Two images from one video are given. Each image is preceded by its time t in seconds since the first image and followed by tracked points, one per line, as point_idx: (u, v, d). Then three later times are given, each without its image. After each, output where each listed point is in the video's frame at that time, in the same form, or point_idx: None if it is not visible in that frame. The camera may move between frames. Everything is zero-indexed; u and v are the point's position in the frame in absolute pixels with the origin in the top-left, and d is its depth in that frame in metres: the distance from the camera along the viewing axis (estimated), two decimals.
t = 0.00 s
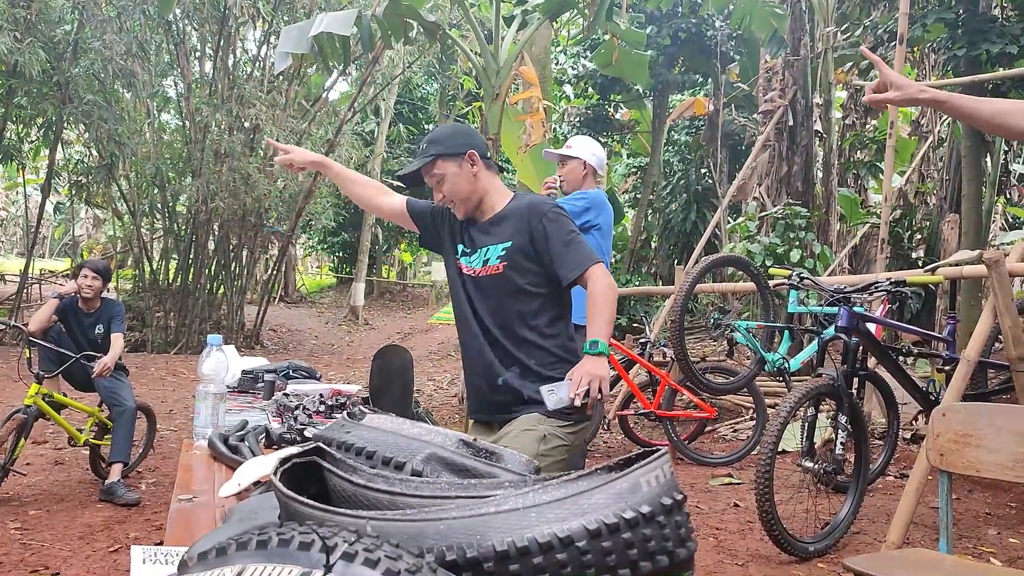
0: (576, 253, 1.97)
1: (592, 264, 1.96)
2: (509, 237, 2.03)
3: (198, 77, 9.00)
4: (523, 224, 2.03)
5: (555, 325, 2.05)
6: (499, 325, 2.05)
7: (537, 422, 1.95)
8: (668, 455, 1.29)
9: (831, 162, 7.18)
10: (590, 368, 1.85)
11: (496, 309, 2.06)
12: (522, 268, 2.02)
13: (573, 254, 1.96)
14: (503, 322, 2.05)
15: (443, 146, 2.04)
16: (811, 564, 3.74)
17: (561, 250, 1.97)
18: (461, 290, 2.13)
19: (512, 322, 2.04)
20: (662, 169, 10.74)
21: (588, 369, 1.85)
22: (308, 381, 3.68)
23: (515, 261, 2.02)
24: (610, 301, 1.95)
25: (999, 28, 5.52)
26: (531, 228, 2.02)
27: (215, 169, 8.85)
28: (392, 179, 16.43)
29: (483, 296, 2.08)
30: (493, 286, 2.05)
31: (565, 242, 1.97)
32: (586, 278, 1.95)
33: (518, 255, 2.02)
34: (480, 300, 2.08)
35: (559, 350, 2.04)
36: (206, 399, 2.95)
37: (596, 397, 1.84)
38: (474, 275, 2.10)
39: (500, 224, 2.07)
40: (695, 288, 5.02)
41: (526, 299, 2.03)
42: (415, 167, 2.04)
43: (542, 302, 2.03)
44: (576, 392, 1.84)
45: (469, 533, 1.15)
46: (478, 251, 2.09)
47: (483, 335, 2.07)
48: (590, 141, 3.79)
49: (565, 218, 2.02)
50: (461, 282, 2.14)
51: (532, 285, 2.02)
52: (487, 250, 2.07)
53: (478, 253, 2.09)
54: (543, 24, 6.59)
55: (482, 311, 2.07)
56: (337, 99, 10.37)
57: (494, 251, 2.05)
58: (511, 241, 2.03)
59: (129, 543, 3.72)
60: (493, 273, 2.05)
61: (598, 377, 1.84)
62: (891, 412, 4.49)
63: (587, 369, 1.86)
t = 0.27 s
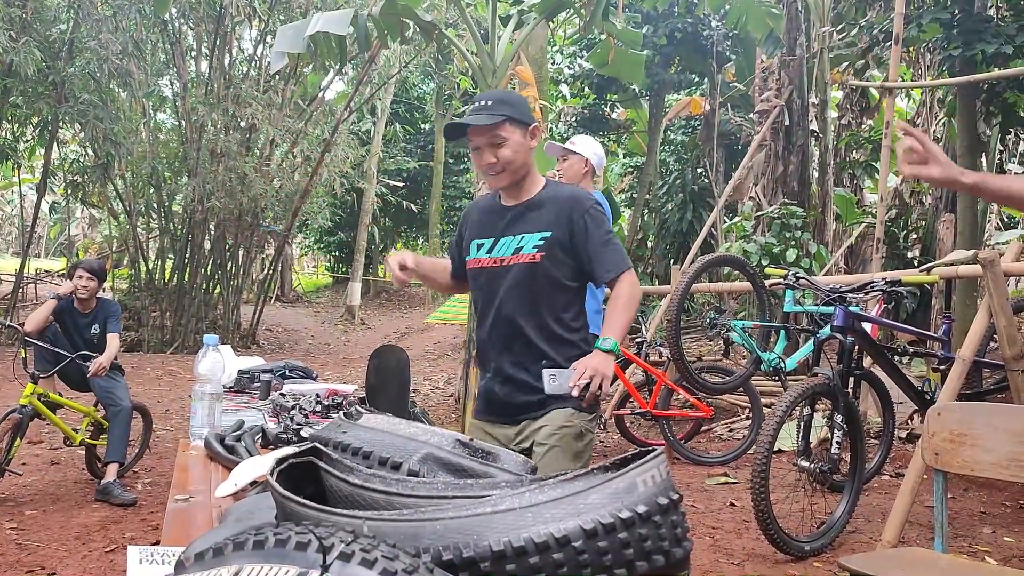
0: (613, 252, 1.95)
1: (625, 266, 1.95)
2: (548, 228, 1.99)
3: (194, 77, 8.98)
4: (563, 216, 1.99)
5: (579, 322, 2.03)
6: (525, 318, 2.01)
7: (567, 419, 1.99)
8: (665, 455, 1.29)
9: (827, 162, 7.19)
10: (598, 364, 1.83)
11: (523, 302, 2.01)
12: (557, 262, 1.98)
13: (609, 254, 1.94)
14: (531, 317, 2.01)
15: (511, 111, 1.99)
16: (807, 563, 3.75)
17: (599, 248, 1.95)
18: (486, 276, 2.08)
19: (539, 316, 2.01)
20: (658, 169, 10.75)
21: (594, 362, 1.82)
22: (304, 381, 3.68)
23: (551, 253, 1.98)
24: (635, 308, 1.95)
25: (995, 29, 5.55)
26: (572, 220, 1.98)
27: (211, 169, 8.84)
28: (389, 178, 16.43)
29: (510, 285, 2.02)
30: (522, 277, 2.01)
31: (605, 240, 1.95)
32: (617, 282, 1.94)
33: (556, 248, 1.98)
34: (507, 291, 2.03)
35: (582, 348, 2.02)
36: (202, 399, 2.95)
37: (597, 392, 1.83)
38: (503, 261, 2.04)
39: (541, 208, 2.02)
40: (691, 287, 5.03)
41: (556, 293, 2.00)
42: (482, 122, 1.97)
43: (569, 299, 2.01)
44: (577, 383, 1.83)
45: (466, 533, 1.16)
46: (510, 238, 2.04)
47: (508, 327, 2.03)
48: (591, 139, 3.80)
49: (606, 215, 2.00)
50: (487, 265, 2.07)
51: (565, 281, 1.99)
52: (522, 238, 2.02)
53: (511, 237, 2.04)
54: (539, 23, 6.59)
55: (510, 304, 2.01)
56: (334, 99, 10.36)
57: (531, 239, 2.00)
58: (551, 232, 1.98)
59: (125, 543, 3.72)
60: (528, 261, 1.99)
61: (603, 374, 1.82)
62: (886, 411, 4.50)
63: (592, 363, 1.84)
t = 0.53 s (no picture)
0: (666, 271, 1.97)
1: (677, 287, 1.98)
2: (608, 245, 1.95)
3: (191, 76, 8.97)
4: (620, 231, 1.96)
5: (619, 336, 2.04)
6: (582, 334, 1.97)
7: (605, 428, 1.99)
8: (660, 455, 1.30)
9: (824, 161, 7.20)
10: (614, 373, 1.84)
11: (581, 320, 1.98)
12: (615, 280, 1.96)
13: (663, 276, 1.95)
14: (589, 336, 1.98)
15: (561, 112, 1.93)
16: (804, 562, 3.76)
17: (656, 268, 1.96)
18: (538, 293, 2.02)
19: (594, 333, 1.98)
20: (655, 169, 10.77)
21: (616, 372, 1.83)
22: (301, 381, 3.67)
23: (610, 272, 1.95)
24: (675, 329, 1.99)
25: (991, 29, 5.57)
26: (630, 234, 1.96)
27: (208, 168, 8.83)
28: (386, 178, 16.44)
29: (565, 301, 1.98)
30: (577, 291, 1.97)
31: (657, 261, 1.96)
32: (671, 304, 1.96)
33: (614, 267, 1.96)
34: (562, 309, 1.98)
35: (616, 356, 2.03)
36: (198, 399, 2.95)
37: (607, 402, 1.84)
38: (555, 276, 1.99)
39: (598, 221, 1.98)
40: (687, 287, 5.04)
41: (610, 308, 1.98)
42: (531, 124, 1.91)
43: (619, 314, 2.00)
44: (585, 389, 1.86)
45: (462, 534, 1.16)
46: (566, 253, 1.98)
47: (567, 348, 1.98)
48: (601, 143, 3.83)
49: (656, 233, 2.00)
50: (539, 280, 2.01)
51: (618, 300, 1.98)
52: (579, 255, 1.97)
53: (565, 251, 1.99)
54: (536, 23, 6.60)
55: (574, 328, 1.97)
56: (331, 98, 10.37)
57: (590, 257, 1.96)
58: (611, 249, 1.95)
59: (122, 543, 3.72)
60: (587, 280, 1.95)
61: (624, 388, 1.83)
62: (882, 410, 4.51)
63: (608, 371, 1.85)
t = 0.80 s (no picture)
0: (672, 245, 1.84)
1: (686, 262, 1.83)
2: (608, 218, 1.93)
3: (189, 77, 8.96)
4: (618, 206, 1.92)
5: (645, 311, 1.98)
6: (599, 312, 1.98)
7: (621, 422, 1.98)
8: (654, 458, 1.29)
9: (822, 162, 7.19)
10: (588, 353, 1.78)
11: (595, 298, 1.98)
12: (620, 253, 1.93)
13: (667, 249, 1.84)
14: (602, 310, 1.98)
15: (539, 93, 1.97)
16: (801, 563, 3.75)
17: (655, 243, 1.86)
18: (553, 271, 2.07)
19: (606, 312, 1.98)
20: (654, 170, 10.77)
21: (588, 354, 1.77)
22: (298, 382, 3.67)
23: (612, 246, 1.93)
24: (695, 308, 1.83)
25: (989, 30, 5.57)
26: (627, 209, 1.91)
27: (206, 169, 8.82)
28: (384, 178, 16.44)
29: (574, 278, 2.01)
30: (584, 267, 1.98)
31: (665, 231, 1.85)
32: (675, 279, 1.83)
33: (616, 240, 1.93)
34: (575, 284, 2.01)
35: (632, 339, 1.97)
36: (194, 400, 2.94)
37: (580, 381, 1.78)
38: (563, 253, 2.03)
39: (597, 196, 1.97)
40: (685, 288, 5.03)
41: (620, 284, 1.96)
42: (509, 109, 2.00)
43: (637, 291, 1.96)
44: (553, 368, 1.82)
45: (455, 537, 1.15)
46: (574, 228, 2.01)
47: (580, 328, 2.01)
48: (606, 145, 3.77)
49: (669, 201, 1.90)
50: (552, 259, 2.07)
51: (627, 273, 1.94)
52: (584, 229, 1.98)
53: (569, 229, 2.02)
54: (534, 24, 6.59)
55: (581, 304, 2.00)
56: (330, 99, 10.36)
57: (592, 231, 1.96)
58: (611, 223, 1.92)
59: (119, 545, 3.71)
60: (589, 254, 1.96)
61: (596, 369, 1.77)
62: (880, 411, 4.51)
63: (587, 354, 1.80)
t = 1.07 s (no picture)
0: (649, 207, 1.88)
1: (660, 220, 1.85)
2: (589, 190, 2.02)
3: (190, 77, 8.95)
4: (603, 178, 1.99)
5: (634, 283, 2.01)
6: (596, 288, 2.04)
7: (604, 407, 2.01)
8: (655, 456, 1.29)
9: (823, 162, 7.19)
10: (570, 317, 1.82)
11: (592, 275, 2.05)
12: (604, 225, 2.02)
13: (643, 210, 1.88)
14: (590, 282, 2.05)
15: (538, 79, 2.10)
16: (803, 563, 3.75)
17: (631, 206, 1.90)
18: (558, 253, 2.16)
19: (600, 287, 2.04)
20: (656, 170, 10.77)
21: (565, 315, 1.82)
22: (299, 382, 3.67)
23: (595, 217, 2.02)
24: (671, 265, 1.82)
25: (991, 30, 5.56)
26: (611, 179, 1.97)
27: (208, 169, 8.83)
28: (387, 179, 16.45)
29: (571, 256, 2.09)
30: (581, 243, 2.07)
31: (640, 195, 1.90)
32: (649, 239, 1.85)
33: (597, 211, 2.01)
34: (569, 260, 2.11)
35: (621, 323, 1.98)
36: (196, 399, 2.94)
37: (564, 344, 1.82)
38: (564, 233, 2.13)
39: (587, 173, 2.05)
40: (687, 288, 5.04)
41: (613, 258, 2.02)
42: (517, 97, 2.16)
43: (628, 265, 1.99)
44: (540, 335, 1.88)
45: (456, 533, 1.15)
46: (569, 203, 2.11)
47: (572, 301, 2.08)
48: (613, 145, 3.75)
49: (646, 169, 1.94)
50: (559, 241, 2.16)
51: (610, 243, 2.01)
52: (573, 203, 2.08)
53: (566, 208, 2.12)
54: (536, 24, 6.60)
55: (570, 279, 2.08)
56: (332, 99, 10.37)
57: (578, 203, 2.06)
58: (591, 193, 2.02)
59: (120, 544, 3.71)
60: (576, 226, 2.06)
61: (570, 326, 1.81)
62: (882, 412, 4.50)
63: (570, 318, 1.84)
